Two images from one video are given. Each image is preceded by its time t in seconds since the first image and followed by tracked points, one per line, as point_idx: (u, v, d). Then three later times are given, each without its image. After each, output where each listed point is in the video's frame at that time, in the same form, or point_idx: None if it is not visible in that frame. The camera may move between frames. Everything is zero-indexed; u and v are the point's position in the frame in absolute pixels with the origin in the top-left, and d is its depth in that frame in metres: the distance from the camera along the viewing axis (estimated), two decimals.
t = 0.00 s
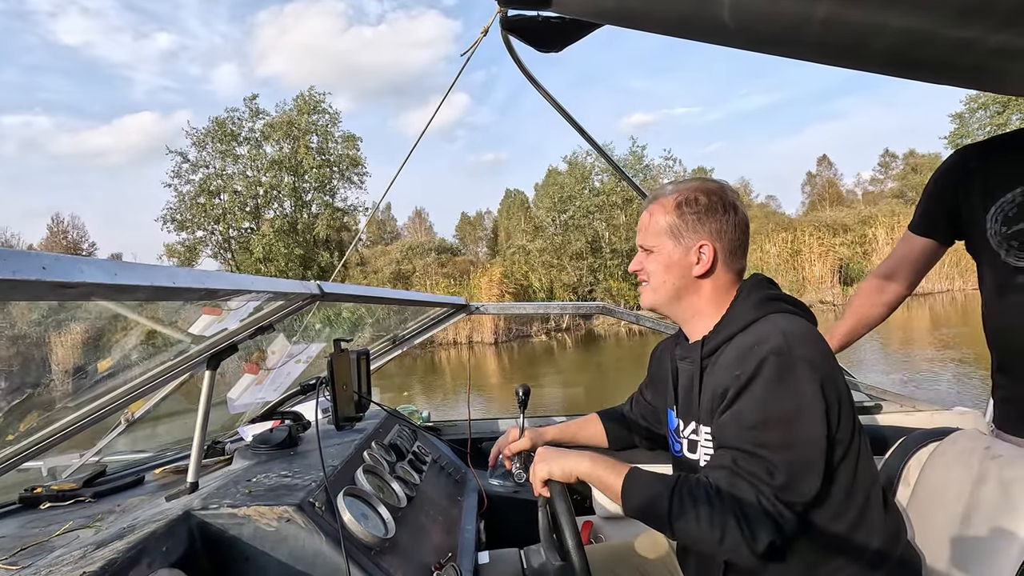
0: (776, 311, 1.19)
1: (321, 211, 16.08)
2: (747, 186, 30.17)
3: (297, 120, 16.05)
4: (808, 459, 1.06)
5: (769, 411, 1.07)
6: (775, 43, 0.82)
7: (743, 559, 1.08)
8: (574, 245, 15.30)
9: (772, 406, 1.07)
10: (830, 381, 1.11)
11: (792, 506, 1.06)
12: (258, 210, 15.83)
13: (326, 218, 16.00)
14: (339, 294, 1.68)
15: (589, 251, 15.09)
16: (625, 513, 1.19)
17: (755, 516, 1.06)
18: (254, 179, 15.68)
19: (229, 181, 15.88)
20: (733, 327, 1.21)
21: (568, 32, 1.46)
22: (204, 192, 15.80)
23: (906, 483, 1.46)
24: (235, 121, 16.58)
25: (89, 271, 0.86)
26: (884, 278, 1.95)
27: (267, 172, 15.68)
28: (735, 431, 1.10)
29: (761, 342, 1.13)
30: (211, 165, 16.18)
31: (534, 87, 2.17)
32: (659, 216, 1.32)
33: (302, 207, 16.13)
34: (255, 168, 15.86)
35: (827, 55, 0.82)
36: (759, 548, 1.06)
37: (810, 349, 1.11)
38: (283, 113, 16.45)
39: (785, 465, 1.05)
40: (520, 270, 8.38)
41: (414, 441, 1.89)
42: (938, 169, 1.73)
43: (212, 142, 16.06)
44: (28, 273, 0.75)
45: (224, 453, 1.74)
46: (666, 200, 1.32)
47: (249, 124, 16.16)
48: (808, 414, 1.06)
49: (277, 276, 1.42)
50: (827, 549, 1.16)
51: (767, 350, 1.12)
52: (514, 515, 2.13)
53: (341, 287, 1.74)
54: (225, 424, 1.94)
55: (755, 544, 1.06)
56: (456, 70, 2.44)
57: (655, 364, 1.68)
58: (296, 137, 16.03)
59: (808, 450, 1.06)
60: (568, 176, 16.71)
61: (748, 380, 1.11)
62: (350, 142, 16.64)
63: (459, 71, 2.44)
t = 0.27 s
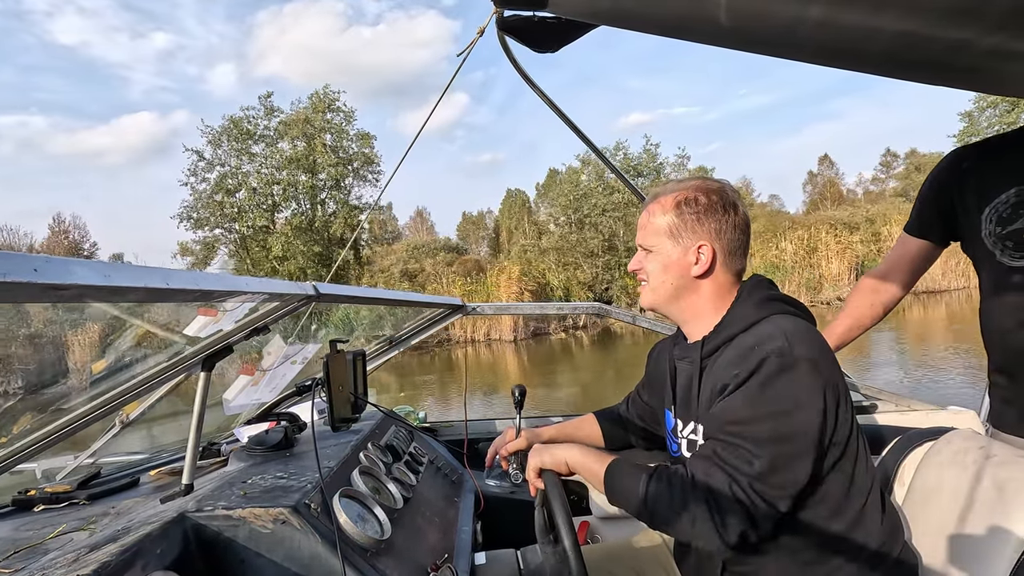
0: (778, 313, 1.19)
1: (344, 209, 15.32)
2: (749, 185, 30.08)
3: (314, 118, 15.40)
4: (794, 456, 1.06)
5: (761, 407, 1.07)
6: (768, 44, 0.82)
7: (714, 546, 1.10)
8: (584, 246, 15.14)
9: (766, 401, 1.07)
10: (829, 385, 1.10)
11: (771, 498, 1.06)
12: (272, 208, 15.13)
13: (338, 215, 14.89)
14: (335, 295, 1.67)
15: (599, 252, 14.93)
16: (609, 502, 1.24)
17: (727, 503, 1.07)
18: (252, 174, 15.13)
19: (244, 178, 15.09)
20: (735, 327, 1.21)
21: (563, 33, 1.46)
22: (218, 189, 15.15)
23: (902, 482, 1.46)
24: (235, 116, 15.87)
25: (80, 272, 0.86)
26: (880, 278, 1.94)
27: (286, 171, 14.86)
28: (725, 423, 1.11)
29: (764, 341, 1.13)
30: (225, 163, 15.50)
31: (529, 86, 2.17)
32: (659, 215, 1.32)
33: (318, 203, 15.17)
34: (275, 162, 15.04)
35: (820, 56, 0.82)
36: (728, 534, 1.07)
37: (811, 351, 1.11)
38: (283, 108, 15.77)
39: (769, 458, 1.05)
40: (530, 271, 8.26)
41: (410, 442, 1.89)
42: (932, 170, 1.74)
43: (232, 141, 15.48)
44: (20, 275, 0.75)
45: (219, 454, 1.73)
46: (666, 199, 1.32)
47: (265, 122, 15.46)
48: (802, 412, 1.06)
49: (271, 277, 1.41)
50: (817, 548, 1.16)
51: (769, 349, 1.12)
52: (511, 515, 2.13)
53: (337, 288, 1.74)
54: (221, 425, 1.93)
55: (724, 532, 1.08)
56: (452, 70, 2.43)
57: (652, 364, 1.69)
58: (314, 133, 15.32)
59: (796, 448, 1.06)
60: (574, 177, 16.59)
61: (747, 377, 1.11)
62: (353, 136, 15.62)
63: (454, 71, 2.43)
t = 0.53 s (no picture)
0: (775, 313, 1.19)
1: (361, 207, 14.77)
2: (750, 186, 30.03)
3: (328, 116, 14.63)
4: (778, 451, 1.06)
5: (749, 400, 1.07)
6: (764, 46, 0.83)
7: (696, 536, 1.10)
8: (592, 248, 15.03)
9: (753, 394, 1.08)
10: (821, 385, 1.10)
11: (751, 490, 1.06)
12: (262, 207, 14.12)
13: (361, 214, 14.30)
14: (332, 296, 1.67)
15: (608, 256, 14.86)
16: (599, 496, 1.26)
17: (705, 493, 1.08)
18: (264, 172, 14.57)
19: (259, 177, 14.63)
20: (731, 325, 1.21)
21: (560, 34, 1.46)
22: (229, 187, 14.49)
23: (898, 481, 1.46)
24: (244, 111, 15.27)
25: (77, 274, 0.85)
26: (877, 279, 1.93)
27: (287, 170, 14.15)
28: (709, 414, 1.12)
29: (758, 338, 1.14)
30: (243, 162, 14.86)
31: (526, 87, 2.17)
32: (656, 216, 1.32)
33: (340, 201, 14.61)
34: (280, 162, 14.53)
35: (814, 57, 0.82)
36: (705, 522, 1.08)
37: (805, 350, 1.11)
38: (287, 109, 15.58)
39: (749, 449, 1.06)
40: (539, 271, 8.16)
41: (407, 443, 1.89)
42: (924, 172, 1.75)
43: (245, 139, 14.75)
44: (15, 277, 0.74)
45: (216, 456, 1.73)
46: (663, 200, 1.32)
47: (279, 120, 14.71)
48: (790, 407, 1.07)
49: (268, 278, 1.41)
50: (809, 544, 1.16)
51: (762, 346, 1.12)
52: (509, 516, 2.13)
53: (334, 289, 1.74)
54: (217, 426, 1.93)
55: (700, 521, 1.09)
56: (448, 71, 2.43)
57: (649, 365, 1.69)
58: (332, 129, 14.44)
59: (780, 443, 1.06)
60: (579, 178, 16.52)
61: (738, 372, 1.12)
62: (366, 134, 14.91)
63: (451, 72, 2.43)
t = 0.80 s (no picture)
0: (769, 316, 1.19)
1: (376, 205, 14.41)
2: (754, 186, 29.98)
3: (343, 114, 14.28)
4: (779, 458, 1.06)
5: (747, 408, 1.08)
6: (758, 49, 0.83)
7: (698, 544, 1.10)
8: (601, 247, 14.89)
9: (751, 402, 1.08)
10: (818, 387, 1.11)
11: (754, 498, 1.07)
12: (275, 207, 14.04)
13: (378, 218, 14.13)
14: (328, 298, 1.67)
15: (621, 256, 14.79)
16: (598, 500, 1.26)
17: (709, 502, 1.08)
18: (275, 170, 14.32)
19: (273, 175, 14.24)
20: (725, 329, 1.22)
21: (557, 35, 1.47)
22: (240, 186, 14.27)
23: (894, 482, 1.47)
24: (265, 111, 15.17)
25: (71, 276, 0.85)
26: (871, 278, 1.91)
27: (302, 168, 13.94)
28: (709, 423, 1.12)
29: (753, 344, 1.14)
30: (256, 160, 14.50)
31: (523, 89, 2.17)
32: (650, 219, 1.32)
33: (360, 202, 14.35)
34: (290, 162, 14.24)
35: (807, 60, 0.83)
36: (710, 533, 1.08)
37: (800, 354, 1.11)
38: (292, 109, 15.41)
39: (751, 458, 1.06)
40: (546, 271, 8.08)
41: (405, 445, 1.89)
42: (917, 174, 1.76)
43: (261, 138, 14.45)
44: (9, 279, 0.74)
45: (213, 458, 1.72)
46: (657, 203, 1.32)
47: (295, 118, 14.46)
48: (788, 413, 1.07)
49: (264, 280, 1.41)
50: (809, 547, 1.16)
51: (757, 351, 1.12)
52: (507, 517, 2.13)
53: (331, 291, 1.73)
54: (214, 428, 1.92)
55: (705, 532, 1.09)
56: (447, 72, 2.42)
57: (646, 367, 1.69)
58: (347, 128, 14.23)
59: (781, 450, 1.06)
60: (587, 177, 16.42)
61: (735, 379, 1.12)
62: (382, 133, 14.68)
63: (449, 73, 2.42)
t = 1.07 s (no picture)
0: (767, 316, 1.19)
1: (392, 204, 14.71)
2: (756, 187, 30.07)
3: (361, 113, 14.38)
4: (780, 459, 1.06)
5: (746, 411, 1.08)
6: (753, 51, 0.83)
7: (699, 547, 1.10)
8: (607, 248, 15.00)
9: (751, 405, 1.08)
10: (817, 388, 1.11)
11: (755, 500, 1.07)
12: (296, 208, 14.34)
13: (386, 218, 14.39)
14: (325, 300, 1.67)
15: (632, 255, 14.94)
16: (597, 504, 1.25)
17: (710, 505, 1.08)
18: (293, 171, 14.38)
19: (289, 174, 14.30)
20: (722, 331, 1.22)
21: (554, 37, 1.47)
22: (256, 186, 14.48)
23: (892, 483, 1.46)
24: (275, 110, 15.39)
25: (65, 278, 0.85)
26: (867, 281, 1.90)
27: (320, 167, 14.08)
28: (709, 426, 1.12)
29: (751, 345, 1.14)
30: (273, 158, 14.60)
31: (520, 91, 2.17)
32: (646, 222, 1.32)
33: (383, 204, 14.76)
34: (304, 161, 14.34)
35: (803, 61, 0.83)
36: (713, 537, 1.08)
37: (798, 355, 1.11)
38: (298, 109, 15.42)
39: (752, 461, 1.06)
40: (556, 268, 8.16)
41: (402, 447, 1.88)
42: (911, 178, 1.76)
43: (276, 137, 14.52)
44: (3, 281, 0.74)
45: (209, 461, 1.72)
46: (653, 206, 1.32)
47: (312, 116, 14.53)
48: (788, 415, 1.07)
49: (261, 282, 1.40)
50: (809, 548, 1.16)
51: (756, 353, 1.12)
52: (504, 520, 2.12)
53: (328, 292, 1.73)
54: (210, 432, 1.91)
55: (707, 534, 1.09)
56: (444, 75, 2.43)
57: (644, 369, 1.69)
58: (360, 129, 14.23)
59: (781, 451, 1.06)
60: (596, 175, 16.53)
61: (733, 381, 1.12)
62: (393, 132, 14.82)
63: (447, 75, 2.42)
